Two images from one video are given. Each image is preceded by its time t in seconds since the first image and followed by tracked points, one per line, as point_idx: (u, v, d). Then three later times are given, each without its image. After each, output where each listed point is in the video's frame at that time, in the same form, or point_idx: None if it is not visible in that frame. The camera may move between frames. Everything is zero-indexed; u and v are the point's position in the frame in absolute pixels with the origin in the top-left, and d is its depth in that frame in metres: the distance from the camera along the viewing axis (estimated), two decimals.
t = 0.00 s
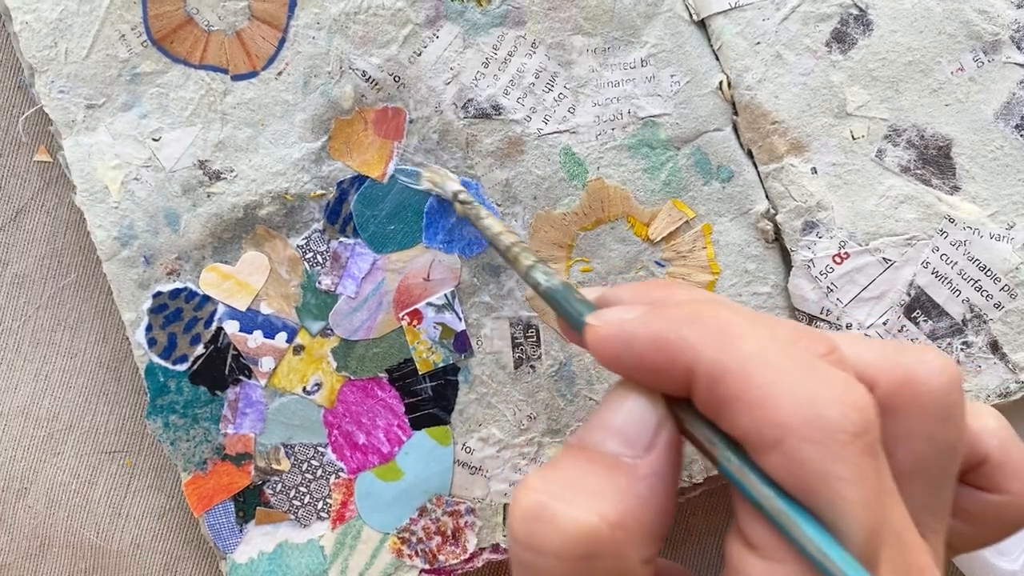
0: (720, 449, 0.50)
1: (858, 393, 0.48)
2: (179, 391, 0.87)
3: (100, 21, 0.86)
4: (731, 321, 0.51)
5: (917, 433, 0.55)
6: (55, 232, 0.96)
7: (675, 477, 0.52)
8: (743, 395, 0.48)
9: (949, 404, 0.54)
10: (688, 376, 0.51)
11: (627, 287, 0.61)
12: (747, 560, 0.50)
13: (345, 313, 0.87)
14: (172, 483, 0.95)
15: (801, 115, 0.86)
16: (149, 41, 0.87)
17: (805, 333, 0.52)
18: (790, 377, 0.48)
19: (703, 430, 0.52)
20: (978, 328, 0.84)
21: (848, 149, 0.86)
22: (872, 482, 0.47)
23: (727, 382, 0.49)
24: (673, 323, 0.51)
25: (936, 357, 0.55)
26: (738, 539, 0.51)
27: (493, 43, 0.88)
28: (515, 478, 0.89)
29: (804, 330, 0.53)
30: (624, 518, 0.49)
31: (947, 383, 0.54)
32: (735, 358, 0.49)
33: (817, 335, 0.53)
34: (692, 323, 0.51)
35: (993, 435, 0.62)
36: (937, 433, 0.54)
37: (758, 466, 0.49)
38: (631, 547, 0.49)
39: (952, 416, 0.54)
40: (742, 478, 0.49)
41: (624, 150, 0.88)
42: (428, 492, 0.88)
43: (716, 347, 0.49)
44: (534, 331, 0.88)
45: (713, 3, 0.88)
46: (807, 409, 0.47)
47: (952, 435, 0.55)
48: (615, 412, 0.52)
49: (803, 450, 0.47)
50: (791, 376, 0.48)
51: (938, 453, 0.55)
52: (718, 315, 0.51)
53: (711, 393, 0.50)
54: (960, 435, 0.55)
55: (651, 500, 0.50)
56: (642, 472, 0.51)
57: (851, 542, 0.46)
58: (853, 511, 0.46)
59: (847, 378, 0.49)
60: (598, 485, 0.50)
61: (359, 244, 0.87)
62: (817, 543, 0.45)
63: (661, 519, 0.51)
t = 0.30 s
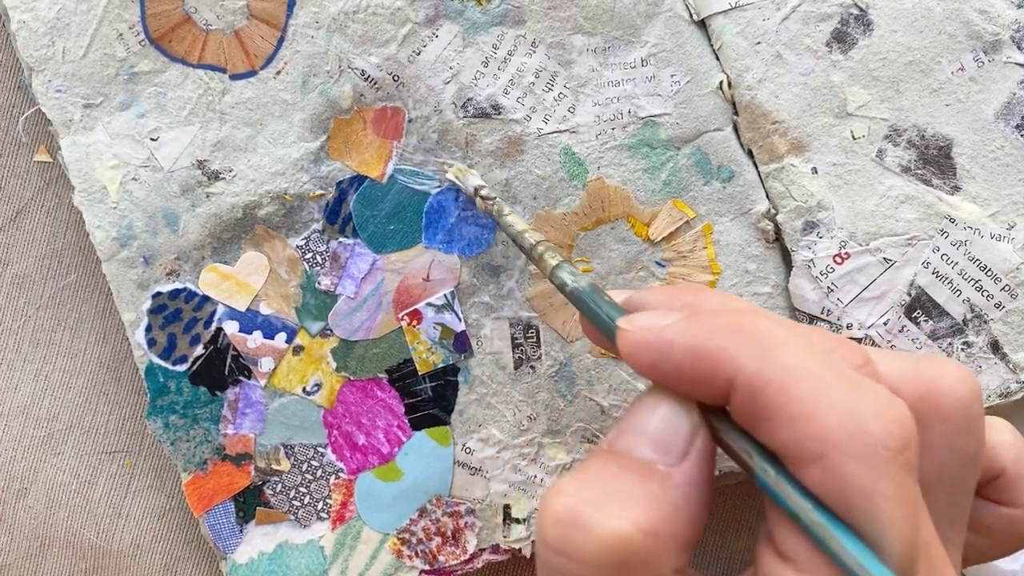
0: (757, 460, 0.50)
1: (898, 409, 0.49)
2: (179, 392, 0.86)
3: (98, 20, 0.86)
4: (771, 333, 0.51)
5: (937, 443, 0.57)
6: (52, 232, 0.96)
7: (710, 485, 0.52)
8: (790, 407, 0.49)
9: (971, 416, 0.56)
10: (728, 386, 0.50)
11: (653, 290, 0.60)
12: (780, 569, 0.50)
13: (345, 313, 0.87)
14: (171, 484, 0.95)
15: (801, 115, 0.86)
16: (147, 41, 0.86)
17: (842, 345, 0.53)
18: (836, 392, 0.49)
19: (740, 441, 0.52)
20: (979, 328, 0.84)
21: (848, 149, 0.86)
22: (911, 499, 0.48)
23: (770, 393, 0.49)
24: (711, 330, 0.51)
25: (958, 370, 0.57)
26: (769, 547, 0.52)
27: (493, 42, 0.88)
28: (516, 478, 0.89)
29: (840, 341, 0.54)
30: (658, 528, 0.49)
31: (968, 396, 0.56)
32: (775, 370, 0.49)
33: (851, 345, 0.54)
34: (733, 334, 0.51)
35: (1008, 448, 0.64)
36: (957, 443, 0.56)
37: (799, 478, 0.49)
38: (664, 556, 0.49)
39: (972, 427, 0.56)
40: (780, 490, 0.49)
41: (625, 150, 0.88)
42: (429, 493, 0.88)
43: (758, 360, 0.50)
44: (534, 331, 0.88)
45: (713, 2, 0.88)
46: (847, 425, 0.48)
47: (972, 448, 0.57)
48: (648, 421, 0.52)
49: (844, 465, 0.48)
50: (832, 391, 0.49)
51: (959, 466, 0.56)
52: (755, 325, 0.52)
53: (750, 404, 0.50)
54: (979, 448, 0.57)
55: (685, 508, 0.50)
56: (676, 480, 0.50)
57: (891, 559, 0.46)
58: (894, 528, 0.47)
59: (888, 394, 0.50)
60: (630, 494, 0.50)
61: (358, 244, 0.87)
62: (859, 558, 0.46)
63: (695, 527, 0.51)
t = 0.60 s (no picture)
0: (763, 463, 0.51)
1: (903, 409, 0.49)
2: (178, 392, 0.86)
3: (96, 20, 0.86)
4: (778, 335, 0.51)
5: (936, 442, 0.57)
6: (50, 232, 0.96)
7: (716, 487, 0.53)
8: (798, 409, 0.49)
9: (968, 415, 0.57)
10: (735, 388, 0.51)
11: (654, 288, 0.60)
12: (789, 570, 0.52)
13: (345, 313, 0.87)
14: (170, 484, 0.95)
15: (801, 115, 0.86)
16: (146, 40, 0.86)
17: (845, 345, 0.54)
18: (836, 393, 0.49)
19: (746, 442, 0.53)
20: (978, 328, 0.84)
21: (849, 149, 0.86)
22: (920, 502, 0.48)
23: (776, 394, 0.50)
24: (719, 331, 0.52)
25: (954, 370, 0.58)
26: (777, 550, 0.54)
27: (493, 42, 0.88)
28: (516, 478, 0.89)
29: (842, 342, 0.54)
30: (670, 533, 0.50)
31: (963, 395, 0.57)
32: (783, 372, 0.50)
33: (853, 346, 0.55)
34: (738, 337, 0.51)
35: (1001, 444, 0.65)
36: (957, 443, 0.57)
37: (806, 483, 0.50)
38: (676, 561, 0.50)
39: (971, 426, 0.57)
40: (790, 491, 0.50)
41: (624, 150, 0.88)
42: (429, 492, 0.88)
43: (765, 363, 0.50)
44: (534, 331, 0.88)
45: (713, 2, 0.87)
46: (853, 426, 0.48)
47: (971, 446, 0.57)
48: (656, 424, 0.53)
49: (853, 470, 0.48)
50: (838, 391, 0.49)
51: (958, 463, 0.57)
52: (762, 327, 0.52)
53: (759, 404, 0.51)
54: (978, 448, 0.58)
55: (694, 512, 0.51)
56: (684, 485, 0.52)
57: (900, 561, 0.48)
58: (899, 529, 0.48)
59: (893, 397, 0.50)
60: (641, 501, 0.51)
61: (358, 244, 0.87)
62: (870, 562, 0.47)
63: (703, 529, 0.52)
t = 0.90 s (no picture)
0: (746, 446, 0.52)
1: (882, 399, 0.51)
2: (179, 391, 0.87)
3: (101, 22, 0.87)
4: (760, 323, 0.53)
5: (925, 440, 0.58)
6: (56, 233, 0.97)
7: (701, 469, 0.54)
8: (775, 393, 0.51)
9: (959, 413, 0.57)
10: (717, 372, 0.53)
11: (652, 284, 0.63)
12: (770, 554, 0.52)
13: (346, 313, 0.87)
14: (172, 483, 0.96)
15: (801, 115, 0.86)
16: (151, 42, 0.87)
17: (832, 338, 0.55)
18: (813, 380, 0.51)
19: (731, 426, 0.53)
20: (978, 328, 0.84)
21: (848, 149, 0.86)
22: (898, 488, 0.49)
23: (755, 378, 0.51)
24: (706, 316, 0.54)
25: (945, 368, 0.58)
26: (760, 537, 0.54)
27: (494, 44, 0.89)
28: (515, 477, 0.89)
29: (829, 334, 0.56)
30: (652, 510, 0.51)
31: (956, 394, 0.57)
32: (761, 355, 0.52)
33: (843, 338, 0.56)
34: (723, 321, 0.53)
35: (999, 452, 0.65)
36: (947, 440, 0.58)
37: (783, 466, 0.51)
38: (656, 538, 0.51)
39: (960, 424, 0.58)
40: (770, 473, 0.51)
41: (625, 150, 0.88)
42: (429, 491, 0.88)
43: (744, 348, 0.52)
44: (534, 330, 0.89)
45: (713, 3, 0.88)
46: (828, 412, 0.50)
47: (964, 445, 0.58)
48: (644, 404, 0.54)
49: (829, 453, 0.49)
50: (814, 378, 0.51)
51: (948, 462, 0.58)
52: (747, 314, 0.54)
53: (740, 388, 0.52)
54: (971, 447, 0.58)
55: (677, 491, 0.52)
56: (669, 464, 0.52)
57: (876, 544, 0.48)
58: (874, 513, 0.48)
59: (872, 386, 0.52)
60: (624, 476, 0.52)
61: (359, 244, 0.87)
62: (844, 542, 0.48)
63: (685, 510, 0.53)
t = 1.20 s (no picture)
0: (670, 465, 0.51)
1: (812, 417, 0.47)
2: (178, 391, 0.87)
3: (102, 23, 0.87)
4: (689, 338, 0.50)
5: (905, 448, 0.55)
6: (57, 233, 0.97)
7: (627, 479, 0.54)
8: (687, 417, 0.48)
9: (931, 419, 0.55)
10: (637, 398, 0.51)
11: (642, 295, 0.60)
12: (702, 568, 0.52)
13: (345, 312, 0.87)
14: (172, 483, 0.96)
15: (799, 116, 0.87)
16: (152, 43, 0.87)
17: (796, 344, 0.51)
18: (728, 401, 0.47)
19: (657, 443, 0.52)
20: (976, 328, 0.84)
21: (847, 150, 0.86)
22: (814, 519, 0.46)
23: (672, 403, 0.48)
24: (635, 335, 0.51)
25: (917, 372, 0.56)
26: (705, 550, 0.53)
27: (493, 45, 0.89)
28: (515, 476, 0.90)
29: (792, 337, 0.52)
30: (559, 509, 0.52)
31: (926, 399, 0.55)
32: (672, 384, 0.48)
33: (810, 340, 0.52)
34: (643, 346, 0.50)
35: (980, 455, 0.63)
36: (918, 443, 0.55)
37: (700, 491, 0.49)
38: (567, 538, 0.52)
39: (932, 425, 0.55)
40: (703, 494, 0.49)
41: (624, 150, 0.89)
42: (429, 490, 0.88)
43: (658, 371, 0.49)
44: (534, 330, 0.89)
45: (712, 4, 0.88)
46: (734, 437, 0.46)
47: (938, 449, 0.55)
48: (581, 410, 0.55)
49: (737, 485, 0.47)
50: (724, 400, 0.47)
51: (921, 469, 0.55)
52: (670, 336, 0.50)
53: (659, 412, 0.49)
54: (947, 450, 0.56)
55: (596, 496, 0.53)
56: (587, 466, 0.53)
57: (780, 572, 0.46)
58: (778, 544, 0.46)
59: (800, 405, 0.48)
60: (539, 476, 0.53)
61: (359, 244, 0.88)
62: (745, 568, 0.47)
63: (605, 515, 0.53)
